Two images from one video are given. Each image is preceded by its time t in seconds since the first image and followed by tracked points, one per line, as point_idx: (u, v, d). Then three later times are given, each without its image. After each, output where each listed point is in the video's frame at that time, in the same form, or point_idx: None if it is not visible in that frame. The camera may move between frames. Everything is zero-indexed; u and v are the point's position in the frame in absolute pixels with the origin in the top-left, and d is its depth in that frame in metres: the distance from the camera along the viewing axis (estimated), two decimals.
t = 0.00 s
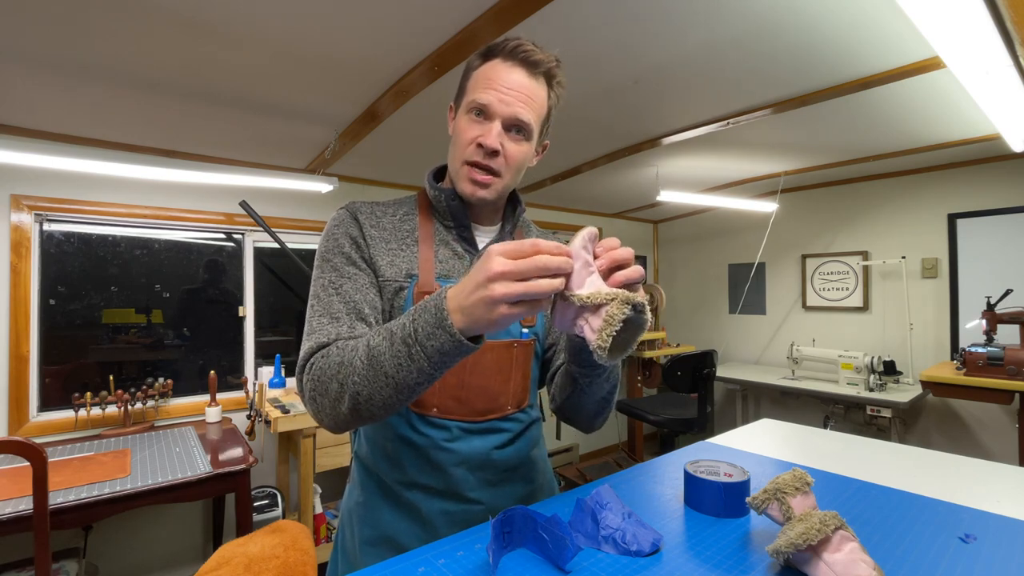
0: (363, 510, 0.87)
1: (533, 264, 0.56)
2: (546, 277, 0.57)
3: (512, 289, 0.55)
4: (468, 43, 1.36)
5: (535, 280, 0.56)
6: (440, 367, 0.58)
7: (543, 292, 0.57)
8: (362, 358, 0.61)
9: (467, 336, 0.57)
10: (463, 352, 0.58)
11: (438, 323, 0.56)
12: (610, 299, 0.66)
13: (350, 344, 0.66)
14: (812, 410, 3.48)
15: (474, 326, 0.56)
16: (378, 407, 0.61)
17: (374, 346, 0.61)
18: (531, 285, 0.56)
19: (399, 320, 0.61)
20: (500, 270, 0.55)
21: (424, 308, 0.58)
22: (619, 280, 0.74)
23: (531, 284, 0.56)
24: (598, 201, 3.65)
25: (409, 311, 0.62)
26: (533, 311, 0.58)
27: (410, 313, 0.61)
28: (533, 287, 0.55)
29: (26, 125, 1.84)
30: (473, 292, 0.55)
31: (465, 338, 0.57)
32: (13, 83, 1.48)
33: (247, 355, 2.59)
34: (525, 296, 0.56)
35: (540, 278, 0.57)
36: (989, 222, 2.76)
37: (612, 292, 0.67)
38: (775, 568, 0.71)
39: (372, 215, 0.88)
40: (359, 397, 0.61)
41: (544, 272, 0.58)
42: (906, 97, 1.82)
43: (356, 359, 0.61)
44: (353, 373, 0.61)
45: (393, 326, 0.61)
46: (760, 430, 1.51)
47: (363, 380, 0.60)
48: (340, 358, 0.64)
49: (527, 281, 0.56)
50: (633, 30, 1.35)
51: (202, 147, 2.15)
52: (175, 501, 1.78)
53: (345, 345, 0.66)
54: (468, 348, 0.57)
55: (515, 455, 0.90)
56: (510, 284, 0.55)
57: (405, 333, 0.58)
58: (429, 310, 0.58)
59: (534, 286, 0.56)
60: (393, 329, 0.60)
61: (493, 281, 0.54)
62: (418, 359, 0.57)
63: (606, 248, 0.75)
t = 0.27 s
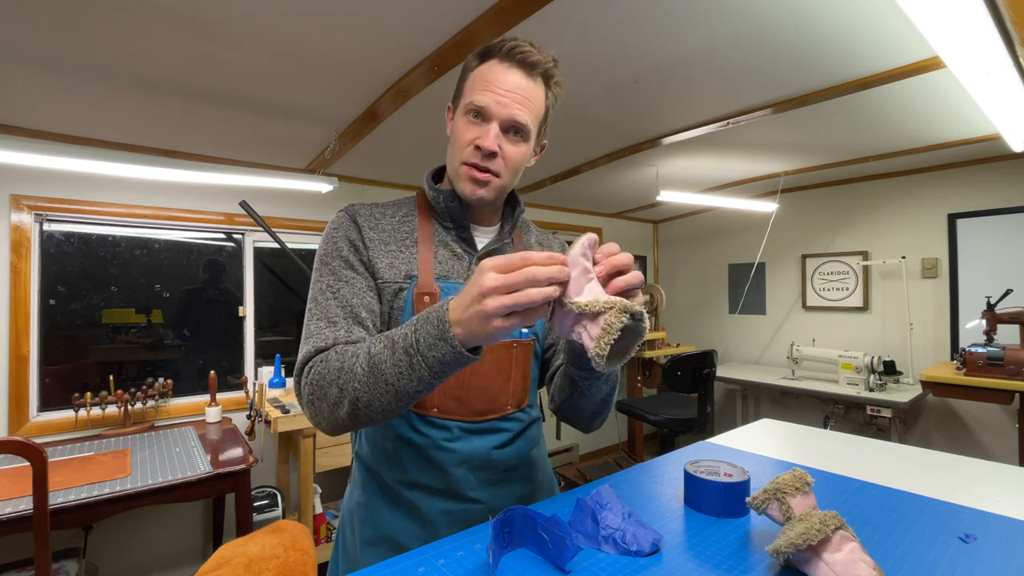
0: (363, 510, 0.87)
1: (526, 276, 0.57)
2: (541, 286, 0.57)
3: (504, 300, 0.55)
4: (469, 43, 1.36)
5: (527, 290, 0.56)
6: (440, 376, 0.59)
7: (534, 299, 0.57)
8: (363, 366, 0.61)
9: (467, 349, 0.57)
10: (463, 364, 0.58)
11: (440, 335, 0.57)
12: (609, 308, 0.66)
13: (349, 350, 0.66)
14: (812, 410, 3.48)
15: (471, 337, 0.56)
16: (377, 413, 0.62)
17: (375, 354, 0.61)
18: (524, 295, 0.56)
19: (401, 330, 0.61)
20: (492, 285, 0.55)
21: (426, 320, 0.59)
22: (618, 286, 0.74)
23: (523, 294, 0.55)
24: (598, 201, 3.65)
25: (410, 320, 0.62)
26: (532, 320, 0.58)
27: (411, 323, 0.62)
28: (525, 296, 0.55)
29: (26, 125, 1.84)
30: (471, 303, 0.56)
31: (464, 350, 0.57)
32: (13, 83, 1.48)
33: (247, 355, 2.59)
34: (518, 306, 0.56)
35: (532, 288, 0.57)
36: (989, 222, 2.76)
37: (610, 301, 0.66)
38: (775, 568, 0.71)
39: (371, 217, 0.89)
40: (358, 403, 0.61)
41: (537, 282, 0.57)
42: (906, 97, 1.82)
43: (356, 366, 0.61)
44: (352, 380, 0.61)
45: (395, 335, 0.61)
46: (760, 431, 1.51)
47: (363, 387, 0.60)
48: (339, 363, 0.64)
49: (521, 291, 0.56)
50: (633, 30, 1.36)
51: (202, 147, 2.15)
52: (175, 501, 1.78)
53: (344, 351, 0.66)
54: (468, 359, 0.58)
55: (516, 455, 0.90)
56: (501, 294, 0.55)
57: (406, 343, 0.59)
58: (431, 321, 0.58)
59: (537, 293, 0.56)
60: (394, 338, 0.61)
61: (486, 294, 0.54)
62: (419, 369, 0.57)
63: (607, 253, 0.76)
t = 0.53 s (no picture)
0: (366, 511, 0.87)
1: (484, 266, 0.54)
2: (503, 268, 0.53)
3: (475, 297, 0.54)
4: (468, 43, 1.36)
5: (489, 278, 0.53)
6: (428, 376, 0.59)
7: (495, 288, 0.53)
8: (352, 367, 0.61)
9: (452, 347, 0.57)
10: (451, 362, 0.58)
11: (427, 335, 0.57)
12: (650, 322, 0.71)
13: (340, 351, 0.66)
14: (812, 410, 3.48)
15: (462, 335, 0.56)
16: (367, 413, 0.62)
17: (364, 356, 0.61)
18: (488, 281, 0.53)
19: (390, 330, 0.61)
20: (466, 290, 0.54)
21: (413, 320, 0.59)
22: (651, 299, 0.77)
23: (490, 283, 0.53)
24: (598, 201, 3.65)
25: (399, 320, 0.62)
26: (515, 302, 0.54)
27: (400, 323, 0.62)
28: (491, 285, 0.52)
29: (26, 125, 1.84)
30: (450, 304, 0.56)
31: (451, 348, 0.57)
32: (13, 83, 1.48)
33: (247, 355, 2.59)
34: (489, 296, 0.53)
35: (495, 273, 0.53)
36: (989, 222, 2.77)
37: (652, 316, 0.71)
38: (775, 568, 0.71)
39: (372, 218, 0.88)
40: (348, 404, 0.62)
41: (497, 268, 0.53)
42: (906, 97, 1.82)
43: (347, 367, 0.62)
44: (342, 381, 0.62)
45: (383, 335, 0.61)
46: (760, 430, 1.51)
47: (352, 387, 0.61)
48: (331, 364, 0.65)
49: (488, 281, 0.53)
50: (633, 30, 1.36)
51: (202, 147, 2.15)
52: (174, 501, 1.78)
53: (336, 352, 0.66)
54: (456, 357, 0.58)
55: (519, 454, 0.90)
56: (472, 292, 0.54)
57: (394, 343, 0.59)
58: (418, 320, 0.58)
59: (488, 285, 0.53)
60: (383, 339, 0.61)
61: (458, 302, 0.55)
62: (407, 369, 0.58)
63: (636, 267, 0.78)
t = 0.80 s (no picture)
0: (367, 511, 0.87)
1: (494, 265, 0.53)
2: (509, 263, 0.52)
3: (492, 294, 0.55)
4: (468, 42, 1.36)
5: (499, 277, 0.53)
6: (458, 365, 0.60)
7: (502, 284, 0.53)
8: (378, 362, 0.61)
9: (482, 337, 0.57)
10: (481, 351, 0.59)
11: (457, 325, 0.57)
12: (670, 340, 0.70)
13: (360, 348, 0.66)
14: (812, 410, 3.48)
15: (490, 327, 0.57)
16: (394, 408, 0.62)
17: (390, 350, 0.61)
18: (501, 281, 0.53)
19: (414, 324, 0.62)
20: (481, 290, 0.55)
21: (440, 311, 0.59)
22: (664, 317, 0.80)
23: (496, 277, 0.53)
24: (599, 201, 3.65)
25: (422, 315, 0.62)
26: (527, 292, 0.53)
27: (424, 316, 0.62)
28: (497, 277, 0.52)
29: (26, 125, 1.84)
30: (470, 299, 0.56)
31: (482, 337, 0.58)
32: (13, 83, 1.48)
33: (247, 355, 2.59)
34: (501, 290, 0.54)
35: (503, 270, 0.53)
36: (989, 222, 2.77)
37: (671, 333, 0.70)
38: (775, 568, 0.71)
39: (375, 217, 0.88)
40: (374, 400, 0.61)
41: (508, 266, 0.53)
42: (906, 97, 1.82)
43: (371, 364, 0.62)
44: (368, 377, 0.61)
45: (408, 329, 0.62)
46: (760, 431, 1.51)
47: (379, 383, 0.60)
48: (351, 362, 0.64)
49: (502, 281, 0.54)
50: (633, 30, 1.36)
51: (202, 147, 2.15)
52: (174, 501, 1.78)
53: (355, 349, 0.66)
54: (485, 347, 0.59)
55: (519, 454, 0.90)
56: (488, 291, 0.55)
57: (422, 336, 0.59)
58: (446, 311, 0.59)
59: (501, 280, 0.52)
60: (409, 332, 0.61)
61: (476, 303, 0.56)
62: (438, 361, 0.58)
63: (652, 282, 0.81)
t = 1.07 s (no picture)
0: (368, 510, 0.87)
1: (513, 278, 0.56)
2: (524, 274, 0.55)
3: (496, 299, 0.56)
4: (468, 42, 1.36)
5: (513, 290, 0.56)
6: (454, 366, 0.60)
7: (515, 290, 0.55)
8: (375, 362, 0.61)
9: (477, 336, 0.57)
10: (478, 352, 0.59)
11: (454, 326, 0.57)
12: (669, 367, 0.70)
13: (359, 348, 0.66)
14: (813, 410, 3.48)
15: (490, 328, 0.57)
16: (392, 407, 0.63)
17: (387, 351, 0.62)
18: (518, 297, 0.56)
19: (411, 325, 0.62)
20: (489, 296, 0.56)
21: (437, 312, 0.59)
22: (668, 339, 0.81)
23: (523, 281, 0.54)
24: (599, 201, 3.65)
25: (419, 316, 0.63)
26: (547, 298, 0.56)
27: (421, 317, 0.63)
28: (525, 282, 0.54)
29: (26, 125, 1.84)
30: (473, 293, 0.57)
31: (479, 338, 0.58)
32: (13, 83, 1.48)
33: (247, 355, 2.59)
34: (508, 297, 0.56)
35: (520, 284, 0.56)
36: (989, 222, 2.77)
37: (671, 361, 0.70)
38: (775, 568, 0.71)
39: (376, 218, 0.88)
40: (372, 399, 0.62)
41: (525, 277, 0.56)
42: (906, 97, 1.82)
43: (368, 363, 0.62)
44: (366, 377, 0.62)
45: (405, 329, 0.62)
46: (760, 431, 1.51)
47: (377, 382, 0.61)
48: (351, 362, 0.65)
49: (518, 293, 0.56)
50: (633, 30, 1.36)
51: (202, 147, 2.15)
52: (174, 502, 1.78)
53: (354, 350, 0.66)
54: (483, 349, 0.59)
55: (519, 454, 0.91)
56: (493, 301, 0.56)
57: (418, 336, 0.60)
58: (442, 311, 0.59)
59: (512, 286, 0.53)
60: (406, 333, 0.61)
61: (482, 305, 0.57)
62: (435, 361, 0.59)
63: (659, 305, 0.81)
